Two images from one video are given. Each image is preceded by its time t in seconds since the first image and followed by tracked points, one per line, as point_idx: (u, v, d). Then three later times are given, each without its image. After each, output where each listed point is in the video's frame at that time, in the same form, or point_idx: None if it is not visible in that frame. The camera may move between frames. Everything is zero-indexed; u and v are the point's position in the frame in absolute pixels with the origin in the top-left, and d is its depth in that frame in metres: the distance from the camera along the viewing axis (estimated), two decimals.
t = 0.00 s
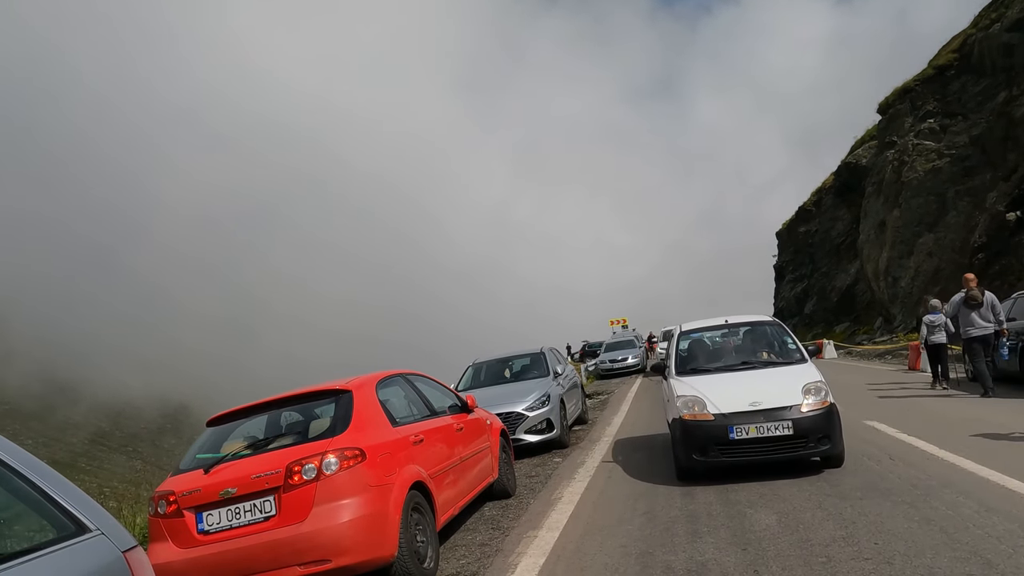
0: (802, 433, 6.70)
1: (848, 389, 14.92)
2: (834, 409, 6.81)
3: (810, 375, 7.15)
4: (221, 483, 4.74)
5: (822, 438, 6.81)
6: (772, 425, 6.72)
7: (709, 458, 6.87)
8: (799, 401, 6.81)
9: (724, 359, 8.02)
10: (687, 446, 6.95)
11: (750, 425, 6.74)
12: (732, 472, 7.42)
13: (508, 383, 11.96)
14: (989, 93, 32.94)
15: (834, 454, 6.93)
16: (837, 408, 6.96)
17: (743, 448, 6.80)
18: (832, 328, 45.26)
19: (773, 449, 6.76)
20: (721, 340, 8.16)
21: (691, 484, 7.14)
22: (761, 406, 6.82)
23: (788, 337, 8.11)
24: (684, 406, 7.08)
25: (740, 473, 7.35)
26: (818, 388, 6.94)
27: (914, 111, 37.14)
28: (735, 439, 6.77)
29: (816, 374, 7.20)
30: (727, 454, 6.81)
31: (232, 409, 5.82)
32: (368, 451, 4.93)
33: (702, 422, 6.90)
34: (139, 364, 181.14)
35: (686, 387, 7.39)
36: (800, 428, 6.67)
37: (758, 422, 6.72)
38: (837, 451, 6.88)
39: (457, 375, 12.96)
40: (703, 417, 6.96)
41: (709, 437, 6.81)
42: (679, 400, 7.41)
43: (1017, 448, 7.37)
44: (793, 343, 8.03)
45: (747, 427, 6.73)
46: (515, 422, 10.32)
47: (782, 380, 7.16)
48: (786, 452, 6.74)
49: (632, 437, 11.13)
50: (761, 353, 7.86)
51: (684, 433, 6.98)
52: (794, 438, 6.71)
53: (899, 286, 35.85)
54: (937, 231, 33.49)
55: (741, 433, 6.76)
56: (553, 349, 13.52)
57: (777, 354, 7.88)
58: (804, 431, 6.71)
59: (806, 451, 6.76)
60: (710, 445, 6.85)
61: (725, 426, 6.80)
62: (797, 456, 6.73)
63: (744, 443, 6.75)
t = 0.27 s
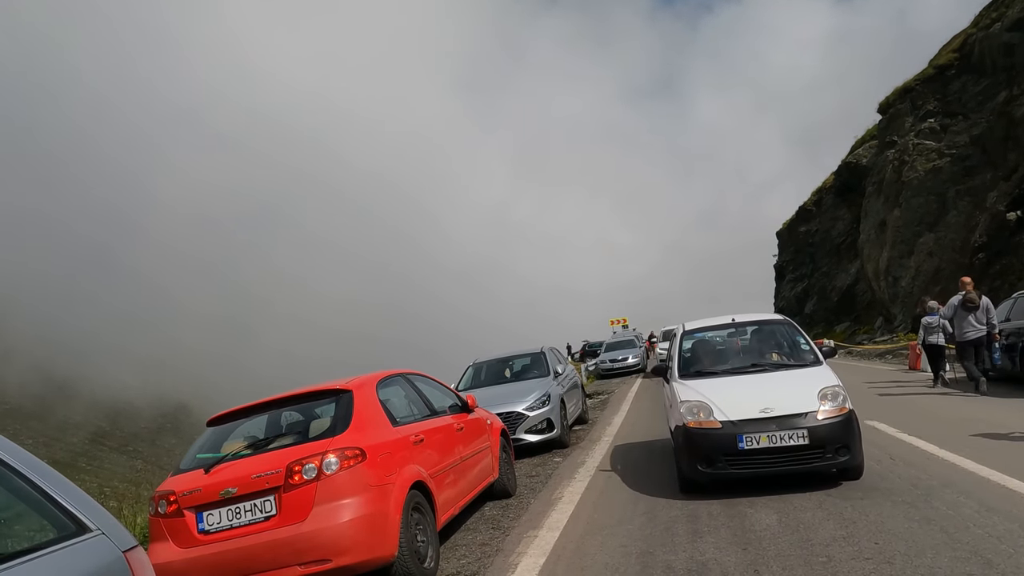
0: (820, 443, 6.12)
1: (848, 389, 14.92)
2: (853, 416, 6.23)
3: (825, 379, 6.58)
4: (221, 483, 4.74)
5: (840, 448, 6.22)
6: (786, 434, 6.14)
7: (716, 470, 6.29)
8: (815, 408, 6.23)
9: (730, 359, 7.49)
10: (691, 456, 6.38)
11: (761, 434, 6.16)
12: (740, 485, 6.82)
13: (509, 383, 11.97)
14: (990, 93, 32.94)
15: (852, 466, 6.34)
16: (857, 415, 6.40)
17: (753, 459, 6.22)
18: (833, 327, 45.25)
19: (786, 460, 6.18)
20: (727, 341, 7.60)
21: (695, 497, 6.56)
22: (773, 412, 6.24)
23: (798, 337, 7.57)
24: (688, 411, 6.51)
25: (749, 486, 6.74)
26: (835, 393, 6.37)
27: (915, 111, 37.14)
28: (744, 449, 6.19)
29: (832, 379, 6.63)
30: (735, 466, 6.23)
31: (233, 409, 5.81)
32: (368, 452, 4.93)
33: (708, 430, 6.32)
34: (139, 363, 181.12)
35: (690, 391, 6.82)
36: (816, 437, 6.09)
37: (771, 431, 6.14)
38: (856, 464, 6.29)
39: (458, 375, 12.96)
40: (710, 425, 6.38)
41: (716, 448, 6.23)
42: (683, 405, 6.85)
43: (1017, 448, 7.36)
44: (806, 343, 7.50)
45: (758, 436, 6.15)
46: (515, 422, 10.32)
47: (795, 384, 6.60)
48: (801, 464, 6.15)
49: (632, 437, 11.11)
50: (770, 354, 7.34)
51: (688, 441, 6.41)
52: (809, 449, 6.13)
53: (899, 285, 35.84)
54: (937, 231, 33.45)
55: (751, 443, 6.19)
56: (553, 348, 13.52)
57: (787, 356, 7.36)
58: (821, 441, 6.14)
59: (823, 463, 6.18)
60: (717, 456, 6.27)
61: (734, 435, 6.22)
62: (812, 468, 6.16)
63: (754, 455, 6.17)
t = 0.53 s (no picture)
0: (837, 454, 5.68)
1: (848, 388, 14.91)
2: (874, 424, 5.79)
3: (842, 383, 6.12)
4: (221, 484, 4.72)
5: (860, 459, 5.77)
6: (800, 443, 5.69)
7: (724, 482, 5.84)
8: (832, 414, 5.78)
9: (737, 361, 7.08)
10: (696, 466, 5.93)
11: (773, 444, 5.71)
12: (749, 498, 6.34)
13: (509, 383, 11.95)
14: (990, 93, 32.91)
15: (872, 479, 5.87)
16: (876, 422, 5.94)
17: (764, 471, 5.77)
18: (833, 327, 45.22)
19: (801, 472, 5.73)
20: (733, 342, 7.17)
21: (700, 511, 6.11)
22: (786, 420, 5.78)
23: (807, 336, 7.15)
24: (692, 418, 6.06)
25: (759, 498, 6.28)
26: (853, 398, 5.93)
27: (915, 111, 37.12)
28: (754, 460, 5.74)
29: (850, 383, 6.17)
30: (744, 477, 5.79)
31: (232, 410, 5.78)
32: (368, 452, 4.92)
33: (714, 438, 5.88)
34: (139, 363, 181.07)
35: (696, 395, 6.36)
36: (832, 447, 5.65)
37: (784, 441, 5.69)
38: (877, 476, 5.83)
39: (458, 374, 12.95)
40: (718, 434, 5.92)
41: (724, 458, 5.77)
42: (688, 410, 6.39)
43: (1018, 448, 7.35)
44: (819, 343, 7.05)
45: (770, 445, 5.70)
46: (516, 422, 10.29)
47: (809, 388, 6.14)
48: (817, 476, 5.70)
49: (632, 437, 11.09)
50: (778, 355, 6.92)
51: (693, 450, 5.96)
52: (825, 460, 5.68)
53: (900, 285, 35.81)
54: (938, 231, 33.41)
55: (762, 452, 5.75)
56: (553, 348, 13.50)
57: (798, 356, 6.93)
58: (839, 451, 5.69)
59: (841, 474, 5.73)
60: (725, 466, 5.82)
61: (744, 444, 5.77)
62: (830, 480, 5.71)
63: (765, 466, 5.72)
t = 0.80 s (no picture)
0: (857, 463, 5.28)
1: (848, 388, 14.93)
2: (895, 431, 5.39)
3: (859, 388, 5.73)
4: (220, 483, 4.71)
5: (881, 469, 5.37)
6: (815, 452, 5.29)
7: (733, 494, 5.42)
8: (850, 421, 5.39)
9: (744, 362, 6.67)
10: (702, 477, 5.50)
11: (786, 452, 5.31)
12: (758, 509, 5.97)
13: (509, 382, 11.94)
14: (991, 92, 32.91)
15: (892, 492, 5.44)
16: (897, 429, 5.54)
17: (775, 482, 5.36)
18: (833, 327, 45.21)
19: (815, 483, 5.32)
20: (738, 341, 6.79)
21: (704, 526, 5.66)
22: (800, 427, 5.38)
23: (819, 335, 6.76)
24: (698, 425, 5.68)
25: (769, 511, 5.86)
26: (872, 403, 5.54)
27: (916, 111, 37.10)
28: (765, 470, 5.33)
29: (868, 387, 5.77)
30: (753, 489, 5.38)
31: (232, 408, 5.78)
32: (367, 451, 4.91)
33: (722, 447, 5.47)
34: (139, 363, 181.11)
35: (701, 400, 5.97)
36: (848, 456, 5.26)
37: (798, 450, 5.29)
38: (899, 487, 5.42)
39: (458, 374, 12.95)
40: (726, 442, 5.51)
41: (733, 468, 5.36)
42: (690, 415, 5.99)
43: (1018, 447, 7.34)
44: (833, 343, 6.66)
45: (783, 454, 5.30)
46: (516, 422, 10.28)
47: (824, 392, 5.76)
48: (834, 488, 5.30)
49: (632, 437, 11.09)
50: (790, 357, 6.52)
51: (699, 460, 5.55)
52: (843, 470, 5.27)
53: (900, 284, 35.80)
54: (938, 230, 33.36)
55: (774, 462, 5.34)
56: (553, 348, 13.48)
57: (812, 355, 6.52)
58: (858, 461, 5.29)
59: (860, 486, 5.34)
60: (733, 477, 5.40)
61: (754, 453, 5.36)
62: (848, 492, 5.31)
63: (777, 476, 5.32)
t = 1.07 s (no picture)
0: (874, 474, 4.99)
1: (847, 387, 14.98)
2: (915, 438, 5.10)
3: (875, 391, 5.42)
4: (223, 481, 4.75)
5: (901, 480, 5.06)
6: (829, 461, 4.99)
7: (741, 505, 5.11)
8: (868, 428, 5.09)
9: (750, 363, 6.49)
10: (708, 487, 5.19)
11: (798, 462, 5.00)
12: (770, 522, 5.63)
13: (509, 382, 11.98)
14: (991, 92, 32.94)
15: (911, 505, 5.11)
16: (918, 436, 5.22)
17: (785, 493, 5.05)
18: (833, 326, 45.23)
19: (829, 494, 5.02)
20: (743, 342, 6.60)
21: (709, 539, 5.34)
22: (813, 435, 5.07)
23: (827, 335, 6.57)
24: (705, 431, 5.38)
25: (777, 521, 5.56)
26: (891, 408, 5.24)
27: (916, 110, 37.13)
28: (776, 481, 5.03)
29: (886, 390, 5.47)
30: (763, 501, 5.08)
31: (235, 408, 5.82)
32: (370, 450, 4.95)
33: (730, 455, 5.16)
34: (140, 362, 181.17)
35: (707, 405, 5.65)
36: (864, 466, 4.97)
37: (812, 458, 4.98)
38: (920, 500, 5.11)
39: (459, 373, 12.99)
40: (734, 449, 5.19)
41: (742, 478, 5.06)
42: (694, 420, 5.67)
43: (1015, 446, 7.37)
44: (846, 342, 6.43)
45: (795, 463, 5.00)
46: (516, 421, 10.32)
47: (838, 396, 5.45)
48: (849, 500, 5.00)
49: (632, 437, 11.13)
50: (798, 359, 6.34)
51: (705, 469, 5.24)
52: (861, 481, 4.97)
53: (900, 284, 35.82)
54: (938, 230, 33.38)
55: (785, 472, 5.04)
56: (554, 347, 13.52)
57: (821, 357, 6.34)
58: (876, 471, 4.99)
59: (878, 498, 5.03)
60: (741, 488, 5.10)
61: (764, 462, 5.06)
62: (864, 504, 5.01)
63: (789, 487, 5.01)
